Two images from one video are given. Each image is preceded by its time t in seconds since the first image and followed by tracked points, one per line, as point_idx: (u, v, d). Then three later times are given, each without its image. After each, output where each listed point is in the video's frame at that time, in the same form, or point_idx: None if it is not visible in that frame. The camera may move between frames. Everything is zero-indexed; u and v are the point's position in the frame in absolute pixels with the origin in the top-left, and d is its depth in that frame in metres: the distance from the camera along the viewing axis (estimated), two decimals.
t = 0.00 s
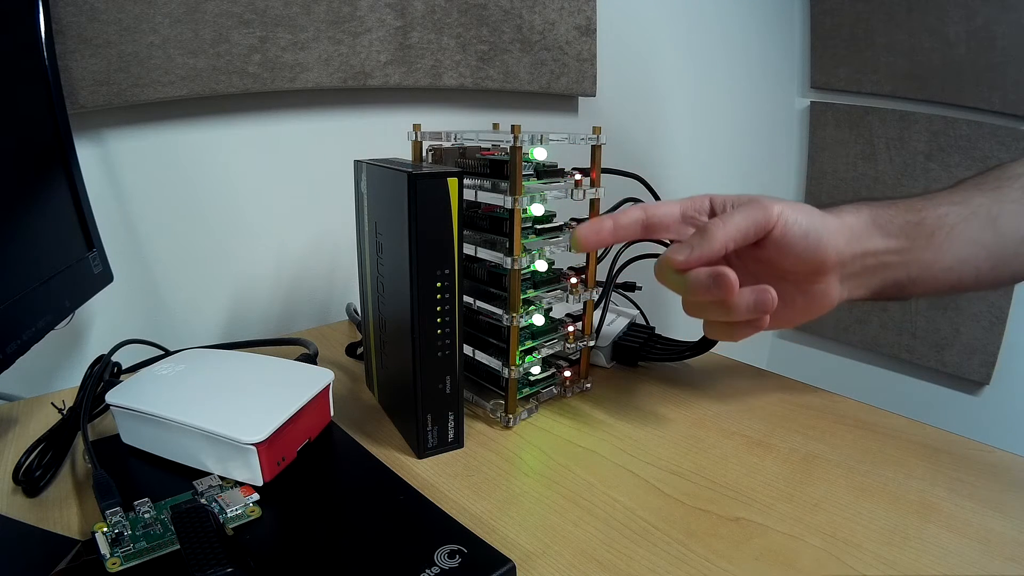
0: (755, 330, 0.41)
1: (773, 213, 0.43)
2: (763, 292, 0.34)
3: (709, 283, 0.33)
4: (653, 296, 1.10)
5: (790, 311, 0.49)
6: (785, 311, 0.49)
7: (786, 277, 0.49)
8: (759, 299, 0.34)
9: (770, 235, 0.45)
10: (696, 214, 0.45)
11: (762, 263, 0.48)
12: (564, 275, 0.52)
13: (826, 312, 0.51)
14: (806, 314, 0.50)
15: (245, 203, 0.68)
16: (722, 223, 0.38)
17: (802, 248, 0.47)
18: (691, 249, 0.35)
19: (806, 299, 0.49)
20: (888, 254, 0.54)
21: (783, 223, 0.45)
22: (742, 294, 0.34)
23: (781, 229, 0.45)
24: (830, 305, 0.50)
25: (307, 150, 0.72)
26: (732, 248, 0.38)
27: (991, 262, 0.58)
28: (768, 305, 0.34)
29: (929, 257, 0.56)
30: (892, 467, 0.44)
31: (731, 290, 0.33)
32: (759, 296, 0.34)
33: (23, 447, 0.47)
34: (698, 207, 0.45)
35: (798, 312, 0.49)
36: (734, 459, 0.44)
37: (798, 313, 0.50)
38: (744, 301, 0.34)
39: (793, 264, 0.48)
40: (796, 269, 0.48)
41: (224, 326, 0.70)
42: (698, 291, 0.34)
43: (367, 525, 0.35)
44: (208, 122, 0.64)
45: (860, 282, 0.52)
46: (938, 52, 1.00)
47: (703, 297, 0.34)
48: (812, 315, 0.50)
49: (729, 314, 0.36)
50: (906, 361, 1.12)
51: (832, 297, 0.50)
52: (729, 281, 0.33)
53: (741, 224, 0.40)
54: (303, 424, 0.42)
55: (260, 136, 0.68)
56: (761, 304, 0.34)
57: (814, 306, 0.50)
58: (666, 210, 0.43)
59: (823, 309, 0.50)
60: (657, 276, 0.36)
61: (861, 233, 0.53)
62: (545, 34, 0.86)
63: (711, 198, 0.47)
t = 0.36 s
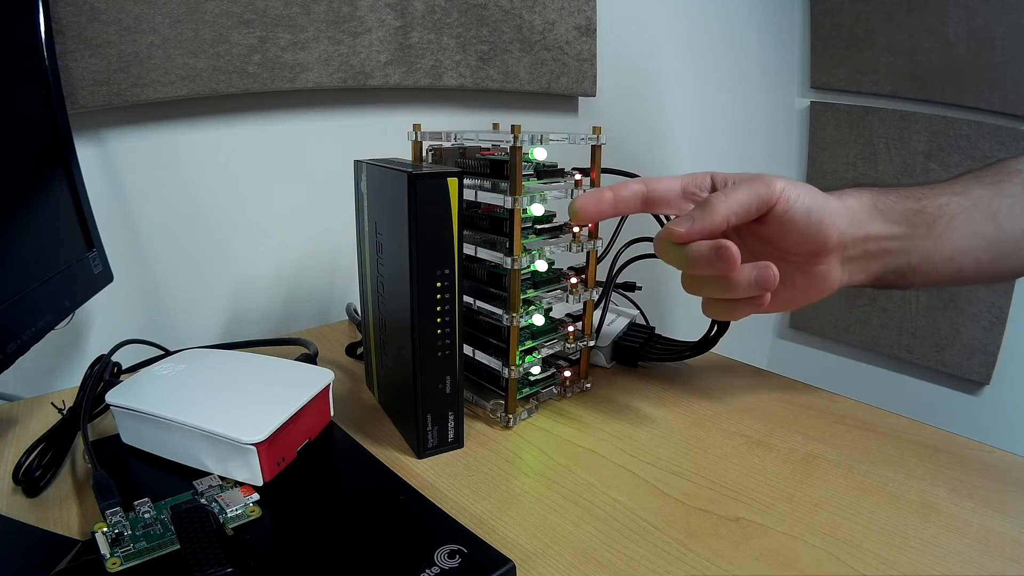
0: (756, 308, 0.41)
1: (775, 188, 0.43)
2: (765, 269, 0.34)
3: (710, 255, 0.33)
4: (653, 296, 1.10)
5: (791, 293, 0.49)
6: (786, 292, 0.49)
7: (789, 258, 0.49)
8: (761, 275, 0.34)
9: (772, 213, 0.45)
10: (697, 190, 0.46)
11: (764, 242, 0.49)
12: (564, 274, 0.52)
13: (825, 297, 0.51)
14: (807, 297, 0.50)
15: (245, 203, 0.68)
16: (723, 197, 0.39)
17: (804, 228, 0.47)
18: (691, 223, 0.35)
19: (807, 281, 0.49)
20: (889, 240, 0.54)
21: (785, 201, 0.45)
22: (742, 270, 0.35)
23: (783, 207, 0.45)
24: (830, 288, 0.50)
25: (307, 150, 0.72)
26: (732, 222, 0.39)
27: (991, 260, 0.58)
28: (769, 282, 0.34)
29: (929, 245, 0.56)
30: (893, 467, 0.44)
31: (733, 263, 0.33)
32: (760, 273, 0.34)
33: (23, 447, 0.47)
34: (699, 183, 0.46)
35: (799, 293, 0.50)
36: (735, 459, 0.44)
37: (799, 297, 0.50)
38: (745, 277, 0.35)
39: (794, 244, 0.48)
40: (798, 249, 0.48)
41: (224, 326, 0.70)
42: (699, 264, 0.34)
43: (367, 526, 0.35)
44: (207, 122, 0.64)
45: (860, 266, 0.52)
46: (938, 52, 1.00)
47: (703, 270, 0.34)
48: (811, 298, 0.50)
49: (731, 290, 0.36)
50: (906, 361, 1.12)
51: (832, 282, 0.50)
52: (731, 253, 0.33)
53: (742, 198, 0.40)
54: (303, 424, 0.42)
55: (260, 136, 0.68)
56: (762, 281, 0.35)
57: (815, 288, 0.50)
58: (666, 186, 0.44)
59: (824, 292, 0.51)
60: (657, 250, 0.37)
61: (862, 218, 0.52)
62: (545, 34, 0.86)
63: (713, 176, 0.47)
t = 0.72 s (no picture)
0: (754, 311, 0.42)
1: (772, 191, 0.43)
2: (762, 270, 0.35)
3: (708, 257, 0.34)
4: (653, 297, 1.10)
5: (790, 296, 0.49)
6: (785, 294, 0.49)
7: (787, 260, 0.49)
8: (759, 277, 0.35)
9: (770, 214, 0.45)
10: (695, 192, 0.46)
11: (762, 244, 0.49)
12: (564, 274, 0.52)
13: (826, 296, 0.51)
14: (807, 298, 0.50)
15: (245, 203, 0.68)
16: (720, 199, 0.39)
17: (802, 229, 0.47)
18: (690, 223, 0.35)
19: (807, 281, 0.49)
20: (886, 241, 0.53)
21: (784, 203, 0.45)
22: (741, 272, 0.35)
23: (781, 209, 0.45)
24: (830, 288, 0.50)
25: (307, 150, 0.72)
26: (730, 224, 0.39)
27: (991, 259, 0.58)
28: (767, 283, 0.34)
29: (928, 247, 0.56)
30: (893, 467, 0.44)
31: (731, 265, 0.33)
32: (758, 274, 0.35)
33: (23, 447, 0.47)
34: (698, 185, 0.46)
35: (798, 295, 0.49)
36: (735, 459, 0.44)
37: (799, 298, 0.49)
38: (744, 279, 0.35)
39: (791, 245, 0.48)
40: (796, 251, 0.48)
41: (224, 326, 0.70)
42: (697, 266, 0.35)
43: (367, 526, 0.35)
44: (207, 122, 0.64)
45: (857, 268, 0.52)
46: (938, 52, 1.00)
47: (704, 271, 0.34)
48: (812, 298, 0.50)
49: (729, 292, 0.37)
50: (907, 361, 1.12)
51: (832, 281, 0.50)
52: (728, 256, 0.33)
53: (740, 200, 0.40)
54: (304, 424, 0.42)
55: (260, 136, 0.68)
56: (761, 281, 0.35)
57: (814, 289, 0.50)
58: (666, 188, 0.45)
59: (824, 293, 0.50)
60: (656, 253, 0.37)
61: (861, 219, 0.52)
62: (545, 34, 0.86)
63: (711, 178, 0.47)
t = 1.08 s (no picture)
0: (754, 325, 0.42)
1: (770, 206, 0.43)
2: (761, 284, 0.34)
3: (708, 275, 0.34)
4: (653, 297, 1.10)
5: (790, 307, 0.49)
6: (784, 306, 0.49)
7: (785, 273, 0.49)
8: (757, 292, 0.34)
9: (769, 229, 0.45)
10: (694, 209, 0.46)
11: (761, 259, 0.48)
12: (564, 274, 0.52)
13: (826, 304, 0.51)
14: (806, 308, 0.50)
15: (245, 203, 0.68)
16: (719, 215, 0.39)
17: (801, 242, 0.47)
18: (688, 241, 0.35)
19: (806, 294, 0.49)
20: (885, 250, 0.54)
21: (783, 217, 0.44)
22: (738, 288, 0.35)
23: (780, 223, 0.45)
24: (830, 298, 0.50)
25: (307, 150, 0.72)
26: (729, 240, 0.38)
27: (990, 260, 0.58)
28: (766, 298, 0.34)
29: (926, 255, 0.57)
30: (893, 467, 0.44)
31: (728, 282, 0.33)
32: (756, 289, 0.35)
33: (23, 447, 0.47)
34: (697, 202, 0.46)
35: (797, 307, 0.49)
36: (735, 459, 0.44)
37: (798, 308, 0.49)
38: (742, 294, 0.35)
39: (790, 258, 0.48)
40: (795, 263, 0.48)
41: (224, 326, 0.70)
42: (696, 283, 0.34)
43: (367, 526, 0.35)
44: (207, 122, 0.64)
45: (855, 279, 0.52)
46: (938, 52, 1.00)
47: (703, 289, 0.34)
48: (811, 309, 0.50)
49: (728, 308, 0.37)
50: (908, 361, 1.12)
51: (831, 292, 0.50)
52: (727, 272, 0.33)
53: (738, 217, 0.40)
54: (304, 424, 0.42)
55: (259, 136, 0.68)
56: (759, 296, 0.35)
57: (813, 300, 0.50)
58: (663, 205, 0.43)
59: (823, 303, 0.50)
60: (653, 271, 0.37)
61: (859, 228, 0.53)
62: (545, 34, 0.86)
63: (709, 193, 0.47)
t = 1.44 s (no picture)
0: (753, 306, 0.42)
1: (771, 185, 0.42)
2: (762, 263, 0.35)
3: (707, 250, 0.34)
4: (653, 297, 1.10)
5: (789, 289, 0.49)
6: (784, 289, 0.49)
7: (784, 255, 0.49)
8: (757, 271, 0.35)
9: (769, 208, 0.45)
10: (692, 186, 0.45)
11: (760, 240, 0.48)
12: (564, 274, 0.52)
13: (824, 293, 0.51)
14: (806, 293, 0.50)
15: (245, 203, 0.68)
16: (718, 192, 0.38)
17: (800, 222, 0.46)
18: (687, 216, 0.34)
19: (805, 277, 0.49)
20: (886, 237, 0.53)
21: (783, 197, 0.44)
22: (739, 267, 0.35)
23: (779, 202, 0.44)
24: (830, 284, 0.50)
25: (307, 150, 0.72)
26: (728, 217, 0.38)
27: (990, 258, 0.58)
28: (766, 277, 0.34)
29: (927, 243, 0.56)
30: (893, 467, 0.44)
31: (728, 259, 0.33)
32: (756, 268, 0.35)
33: (23, 447, 0.47)
34: (695, 179, 0.45)
35: (797, 290, 0.49)
36: (735, 459, 0.44)
37: (797, 291, 0.49)
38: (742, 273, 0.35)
39: (789, 240, 0.48)
40: (794, 246, 0.48)
41: (224, 326, 0.70)
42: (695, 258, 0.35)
43: (367, 526, 0.35)
44: (207, 122, 0.64)
45: (858, 264, 0.52)
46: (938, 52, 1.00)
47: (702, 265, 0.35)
48: (810, 293, 0.50)
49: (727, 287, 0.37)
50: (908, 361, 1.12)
51: (831, 277, 0.50)
52: (727, 249, 0.33)
53: (738, 195, 0.39)
54: (304, 424, 0.42)
55: (259, 135, 0.68)
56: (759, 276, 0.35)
57: (813, 285, 0.50)
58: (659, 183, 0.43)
59: (823, 288, 0.50)
60: (652, 247, 0.36)
61: (861, 214, 0.52)
62: (545, 34, 0.86)
63: (708, 172, 0.46)
